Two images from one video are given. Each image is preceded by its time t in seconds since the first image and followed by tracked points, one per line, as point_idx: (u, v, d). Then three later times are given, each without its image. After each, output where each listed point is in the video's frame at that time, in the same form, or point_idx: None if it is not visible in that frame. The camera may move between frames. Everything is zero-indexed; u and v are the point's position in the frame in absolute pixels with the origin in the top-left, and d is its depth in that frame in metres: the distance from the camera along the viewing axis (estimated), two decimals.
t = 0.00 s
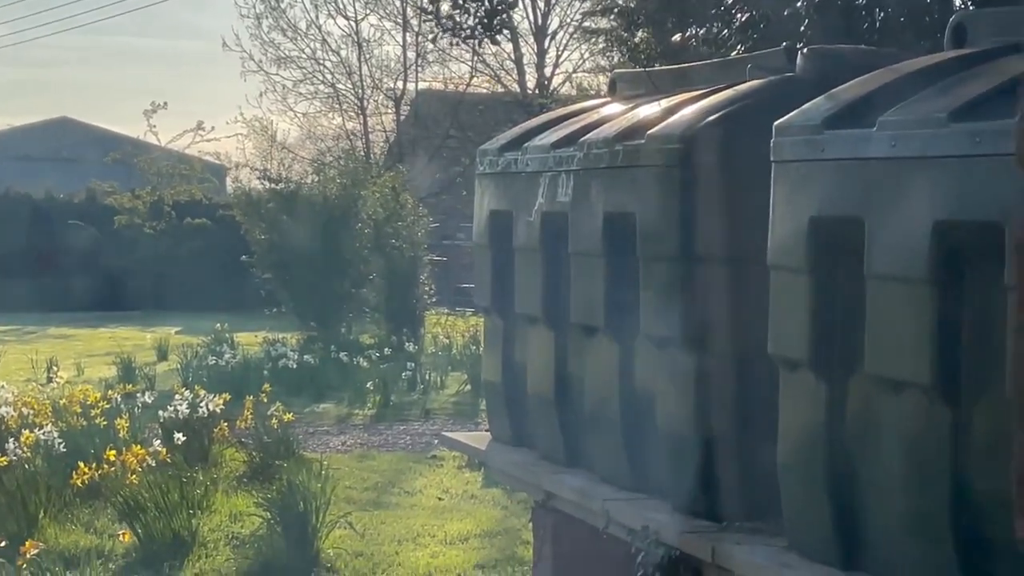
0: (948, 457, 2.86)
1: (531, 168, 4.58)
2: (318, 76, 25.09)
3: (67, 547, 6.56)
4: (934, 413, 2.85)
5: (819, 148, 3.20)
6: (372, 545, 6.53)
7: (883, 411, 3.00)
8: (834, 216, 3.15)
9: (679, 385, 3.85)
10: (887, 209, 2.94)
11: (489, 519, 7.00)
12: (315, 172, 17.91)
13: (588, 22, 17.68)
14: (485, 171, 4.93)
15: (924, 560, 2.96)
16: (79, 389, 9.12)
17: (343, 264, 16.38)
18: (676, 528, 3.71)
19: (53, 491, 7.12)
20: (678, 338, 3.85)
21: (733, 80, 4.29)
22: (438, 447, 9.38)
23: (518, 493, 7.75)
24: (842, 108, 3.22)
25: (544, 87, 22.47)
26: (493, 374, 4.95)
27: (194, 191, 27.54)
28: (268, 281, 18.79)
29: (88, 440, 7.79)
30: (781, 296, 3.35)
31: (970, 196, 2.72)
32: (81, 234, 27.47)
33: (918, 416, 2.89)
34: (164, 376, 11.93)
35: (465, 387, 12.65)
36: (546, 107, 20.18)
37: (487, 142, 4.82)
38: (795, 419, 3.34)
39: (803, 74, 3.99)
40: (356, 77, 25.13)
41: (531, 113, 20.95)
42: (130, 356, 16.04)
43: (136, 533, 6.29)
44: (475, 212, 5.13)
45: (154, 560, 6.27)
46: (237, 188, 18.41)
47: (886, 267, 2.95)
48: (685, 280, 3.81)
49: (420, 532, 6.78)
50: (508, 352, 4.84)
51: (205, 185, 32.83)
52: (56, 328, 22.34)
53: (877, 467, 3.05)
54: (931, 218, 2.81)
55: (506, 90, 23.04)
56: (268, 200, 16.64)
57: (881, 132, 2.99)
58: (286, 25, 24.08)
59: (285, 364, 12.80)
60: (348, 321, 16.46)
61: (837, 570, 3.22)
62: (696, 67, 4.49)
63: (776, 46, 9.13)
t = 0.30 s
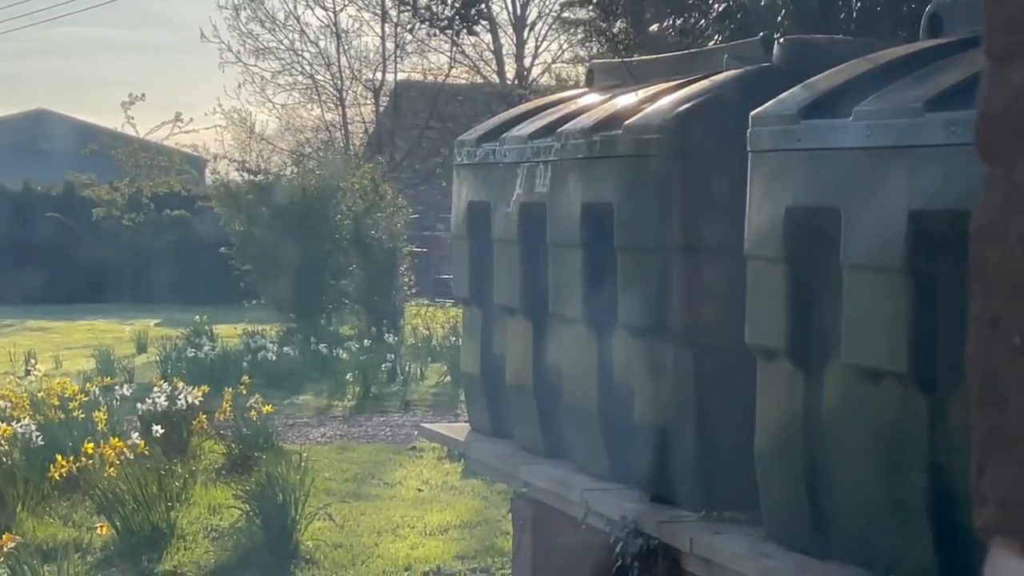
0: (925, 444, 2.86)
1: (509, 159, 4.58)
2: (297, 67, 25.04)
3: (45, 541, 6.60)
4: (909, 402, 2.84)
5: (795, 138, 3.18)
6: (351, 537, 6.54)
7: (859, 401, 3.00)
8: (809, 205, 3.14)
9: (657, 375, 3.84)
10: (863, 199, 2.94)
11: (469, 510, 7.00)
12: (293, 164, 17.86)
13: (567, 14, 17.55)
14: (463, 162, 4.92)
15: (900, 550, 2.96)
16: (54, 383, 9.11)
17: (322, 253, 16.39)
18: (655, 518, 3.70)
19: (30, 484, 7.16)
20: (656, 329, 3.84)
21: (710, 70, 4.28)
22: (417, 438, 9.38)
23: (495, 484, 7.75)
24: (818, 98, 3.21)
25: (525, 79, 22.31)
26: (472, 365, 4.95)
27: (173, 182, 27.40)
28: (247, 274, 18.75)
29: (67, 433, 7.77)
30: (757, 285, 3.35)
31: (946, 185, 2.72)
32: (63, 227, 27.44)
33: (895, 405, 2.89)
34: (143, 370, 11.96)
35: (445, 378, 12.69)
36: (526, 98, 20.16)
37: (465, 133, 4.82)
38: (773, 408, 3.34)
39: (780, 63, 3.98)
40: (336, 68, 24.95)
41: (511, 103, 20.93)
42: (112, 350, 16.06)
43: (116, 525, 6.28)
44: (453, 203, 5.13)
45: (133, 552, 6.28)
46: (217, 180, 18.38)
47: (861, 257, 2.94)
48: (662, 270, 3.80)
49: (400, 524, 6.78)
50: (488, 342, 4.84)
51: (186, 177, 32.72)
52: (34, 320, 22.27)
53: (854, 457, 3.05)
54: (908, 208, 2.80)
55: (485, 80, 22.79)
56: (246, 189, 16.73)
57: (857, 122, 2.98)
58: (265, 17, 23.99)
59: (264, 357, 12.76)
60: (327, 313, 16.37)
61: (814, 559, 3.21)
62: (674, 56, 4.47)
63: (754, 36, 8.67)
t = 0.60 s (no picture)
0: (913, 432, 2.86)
1: (497, 151, 4.58)
2: (284, 60, 24.96)
3: (34, 534, 6.60)
4: (898, 393, 2.85)
5: (783, 130, 3.19)
6: (340, 529, 6.53)
7: (849, 390, 3.02)
8: (796, 196, 3.16)
9: (645, 367, 3.85)
10: (852, 190, 2.94)
11: (457, 502, 7.01)
12: (280, 156, 17.83)
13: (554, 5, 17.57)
14: (451, 153, 4.92)
15: (888, 540, 2.96)
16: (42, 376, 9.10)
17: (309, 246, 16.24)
18: (644, 510, 3.69)
19: (19, 480, 7.26)
20: (645, 320, 3.84)
21: (698, 62, 4.29)
22: (406, 430, 9.39)
23: (483, 476, 7.77)
24: (807, 90, 3.21)
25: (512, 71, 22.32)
26: (461, 357, 4.95)
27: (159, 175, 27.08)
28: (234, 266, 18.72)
29: (54, 426, 7.78)
30: (747, 277, 3.35)
31: (933, 175, 2.73)
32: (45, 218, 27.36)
33: (884, 393, 2.90)
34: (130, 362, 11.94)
35: (433, 370, 12.71)
36: (512, 90, 20.18)
37: (452, 125, 4.81)
38: (761, 399, 3.35)
39: (767, 54, 3.98)
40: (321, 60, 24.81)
41: (498, 95, 20.96)
42: (99, 343, 16.02)
43: (104, 519, 6.29)
44: (440, 195, 5.13)
45: (121, 546, 6.27)
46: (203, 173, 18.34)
47: (850, 248, 2.95)
48: (650, 261, 3.81)
49: (389, 516, 6.79)
50: (476, 334, 4.85)
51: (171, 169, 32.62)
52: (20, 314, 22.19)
53: (843, 446, 3.06)
54: (895, 199, 2.81)
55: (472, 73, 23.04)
56: (233, 183, 16.48)
57: (845, 114, 2.99)
58: (251, 10, 23.93)
59: (252, 349, 12.74)
60: (314, 304, 16.24)
61: (803, 550, 3.22)
62: (662, 48, 4.48)
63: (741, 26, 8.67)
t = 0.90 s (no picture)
0: (906, 424, 2.87)
1: (490, 143, 4.57)
2: (276, 55, 24.93)
3: (28, 529, 6.60)
4: (894, 383, 2.86)
5: (776, 122, 3.19)
6: (333, 523, 6.53)
7: (843, 383, 3.02)
8: (788, 189, 3.16)
9: (639, 359, 3.85)
10: (846, 185, 2.94)
11: (451, 496, 7.01)
12: (271, 151, 17.81)
13: None
14: (443, 146, 4.92)
15: (882, 531, 2.96)
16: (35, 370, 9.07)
17: (301, 240, 16.26)
18: (637, 503, 3.69)
19: (12, 475, 7.24)
20: (640, 312, 3.84)
21: (691, 54, 4.28)
22: (399, 424, 9.40)
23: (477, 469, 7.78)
24: (800, 81, 3.21)
25: (505, 65, 22.35)
26: (454, 351, 4.95)
27: (151, 168, 26.47)
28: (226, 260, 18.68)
29: (47, 420, 7.76)
30: (740, 269, 3.36)
31: (925, 167, 2.73)
32: (36, 213, 27.44)
33: (878, 386, 2.91)
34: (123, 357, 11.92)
35: (426, 364, 12.71)
36: (505, 83, 20.19)
37: (444, 118, 4.81)
38: (755, 393, 3.36)
39: (760, 46, 3.97)
40: (314, 55, 24.78)
41: (490, 89, 20.98)
42: (92, 338, 15.96)
43: (98, 514, 6.30)
44: (433, 188, 5.12)
45: (114, 541, 6.27)
46: (195, 168, 18.31)
47: (843, 240, 2.96)
48: (643, 254, 3.80)
49: (383, 510, 6.78)
50: (469, 328, 4.85)
51: (162, 163, 32.56)
52: (13, 309, 22.11)
53: (837, 439, 3.07)
54: (889, 190, 2.81)
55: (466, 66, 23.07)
56: (227, 177, 16.48)
57: (839, 104, 2.99)
58: (243, 5, 23.91)
59: (246, 343, 12.72)
60: (308, 300, 16.28)
61: (798, 542, 3.22)
62: (654, 41, 4.48)
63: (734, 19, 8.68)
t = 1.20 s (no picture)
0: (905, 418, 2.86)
1: (488, 140, 4.57)
2: (275, 51, 24.90)
3: (26, 526, 6.60)
4: (892, 378, 2.85)
5: (774, 117, 3.19)
6: (332, 520, 6.53)
7: (842, 379, 3.01)
8: (786, 185, 3.15)
9: (637, 355, 3.85)
10: (844, 180, 2.94)
11: (450, 493, 7.00)
12: (269, 147, 17.80)
13: None
14: (442, 143, 4.91)
15: (881, 525, 2.95)
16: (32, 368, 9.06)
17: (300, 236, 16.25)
18: (635, 498, 3.68)
19: (11, 472, 7.24)
20: (638, 308, 3.84)
21: (688, 50, 4.28)
22: (398, 420, 9.40)
23: (475, 465, 7.77)
24: (798, 76, 3.21)
25: (504, 61, 22.31)
26: (452, 348, 4.95)
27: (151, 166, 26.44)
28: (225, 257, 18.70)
29: (46, 418, 7.77)
30: (738, 265, 3.35)
31: (925, 161, 2.72)
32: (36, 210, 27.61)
33: (877, 381, 2.90)
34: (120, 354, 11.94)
35: (425, 361, 12.71)
36: (503, 80, 20.17)
37: (442, 114, 4.80)
38: (753, 388, 3.35)
39: (758, 42, 3.96)
40: (313, 51, 24.71)
41: (490, 86, 20.96)
42: (92, 335, 15.96)
43: (96, 512, 6.31)
44: (432, 185, 5.12)
45: (113, 538, 6.29)
46: (194, 165, 18.32)
47: (841, 235, 2.95)
48: (642, 249, 3.79)
49: (382, 507, 6.78)
50: (468, 324, 4.85)
51: (161, 160, 32.55)
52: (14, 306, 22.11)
53: (835, 435, 3.06)
54: (887, 185, 2.81)
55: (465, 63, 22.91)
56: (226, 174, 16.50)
57: (837, 99, 2.98)
58: (242, 2, 23.89)
59: (244, 340, 12.71)
60: (307, 296, 16.36)
61: (796, 538, 3.22)
62: (652, 37, 4.47)
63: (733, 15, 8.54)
